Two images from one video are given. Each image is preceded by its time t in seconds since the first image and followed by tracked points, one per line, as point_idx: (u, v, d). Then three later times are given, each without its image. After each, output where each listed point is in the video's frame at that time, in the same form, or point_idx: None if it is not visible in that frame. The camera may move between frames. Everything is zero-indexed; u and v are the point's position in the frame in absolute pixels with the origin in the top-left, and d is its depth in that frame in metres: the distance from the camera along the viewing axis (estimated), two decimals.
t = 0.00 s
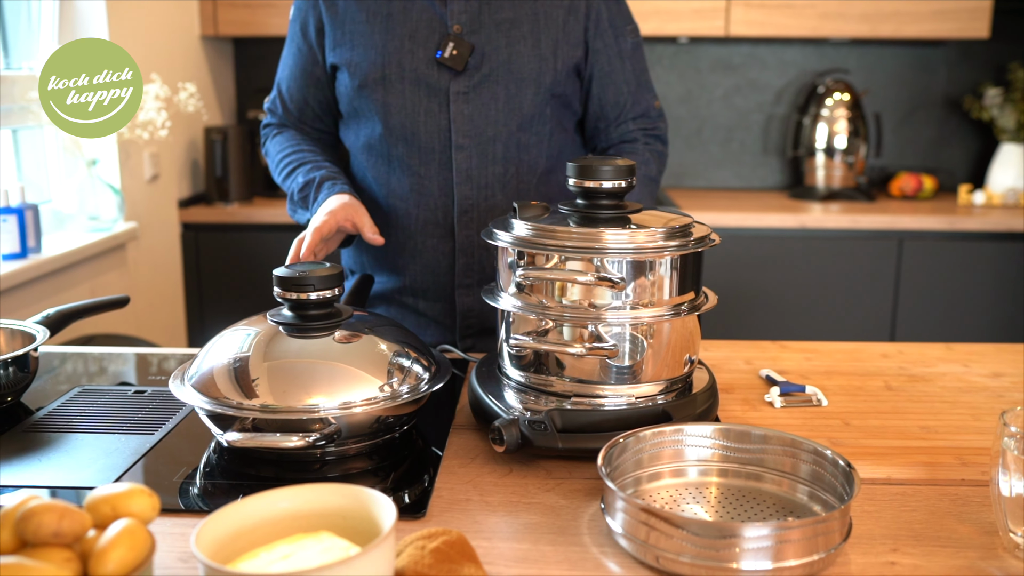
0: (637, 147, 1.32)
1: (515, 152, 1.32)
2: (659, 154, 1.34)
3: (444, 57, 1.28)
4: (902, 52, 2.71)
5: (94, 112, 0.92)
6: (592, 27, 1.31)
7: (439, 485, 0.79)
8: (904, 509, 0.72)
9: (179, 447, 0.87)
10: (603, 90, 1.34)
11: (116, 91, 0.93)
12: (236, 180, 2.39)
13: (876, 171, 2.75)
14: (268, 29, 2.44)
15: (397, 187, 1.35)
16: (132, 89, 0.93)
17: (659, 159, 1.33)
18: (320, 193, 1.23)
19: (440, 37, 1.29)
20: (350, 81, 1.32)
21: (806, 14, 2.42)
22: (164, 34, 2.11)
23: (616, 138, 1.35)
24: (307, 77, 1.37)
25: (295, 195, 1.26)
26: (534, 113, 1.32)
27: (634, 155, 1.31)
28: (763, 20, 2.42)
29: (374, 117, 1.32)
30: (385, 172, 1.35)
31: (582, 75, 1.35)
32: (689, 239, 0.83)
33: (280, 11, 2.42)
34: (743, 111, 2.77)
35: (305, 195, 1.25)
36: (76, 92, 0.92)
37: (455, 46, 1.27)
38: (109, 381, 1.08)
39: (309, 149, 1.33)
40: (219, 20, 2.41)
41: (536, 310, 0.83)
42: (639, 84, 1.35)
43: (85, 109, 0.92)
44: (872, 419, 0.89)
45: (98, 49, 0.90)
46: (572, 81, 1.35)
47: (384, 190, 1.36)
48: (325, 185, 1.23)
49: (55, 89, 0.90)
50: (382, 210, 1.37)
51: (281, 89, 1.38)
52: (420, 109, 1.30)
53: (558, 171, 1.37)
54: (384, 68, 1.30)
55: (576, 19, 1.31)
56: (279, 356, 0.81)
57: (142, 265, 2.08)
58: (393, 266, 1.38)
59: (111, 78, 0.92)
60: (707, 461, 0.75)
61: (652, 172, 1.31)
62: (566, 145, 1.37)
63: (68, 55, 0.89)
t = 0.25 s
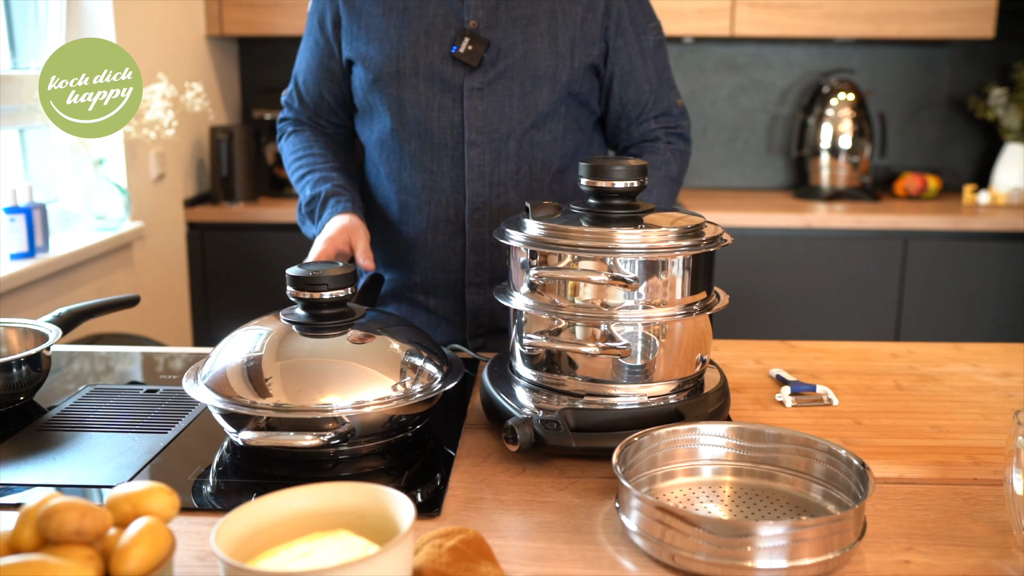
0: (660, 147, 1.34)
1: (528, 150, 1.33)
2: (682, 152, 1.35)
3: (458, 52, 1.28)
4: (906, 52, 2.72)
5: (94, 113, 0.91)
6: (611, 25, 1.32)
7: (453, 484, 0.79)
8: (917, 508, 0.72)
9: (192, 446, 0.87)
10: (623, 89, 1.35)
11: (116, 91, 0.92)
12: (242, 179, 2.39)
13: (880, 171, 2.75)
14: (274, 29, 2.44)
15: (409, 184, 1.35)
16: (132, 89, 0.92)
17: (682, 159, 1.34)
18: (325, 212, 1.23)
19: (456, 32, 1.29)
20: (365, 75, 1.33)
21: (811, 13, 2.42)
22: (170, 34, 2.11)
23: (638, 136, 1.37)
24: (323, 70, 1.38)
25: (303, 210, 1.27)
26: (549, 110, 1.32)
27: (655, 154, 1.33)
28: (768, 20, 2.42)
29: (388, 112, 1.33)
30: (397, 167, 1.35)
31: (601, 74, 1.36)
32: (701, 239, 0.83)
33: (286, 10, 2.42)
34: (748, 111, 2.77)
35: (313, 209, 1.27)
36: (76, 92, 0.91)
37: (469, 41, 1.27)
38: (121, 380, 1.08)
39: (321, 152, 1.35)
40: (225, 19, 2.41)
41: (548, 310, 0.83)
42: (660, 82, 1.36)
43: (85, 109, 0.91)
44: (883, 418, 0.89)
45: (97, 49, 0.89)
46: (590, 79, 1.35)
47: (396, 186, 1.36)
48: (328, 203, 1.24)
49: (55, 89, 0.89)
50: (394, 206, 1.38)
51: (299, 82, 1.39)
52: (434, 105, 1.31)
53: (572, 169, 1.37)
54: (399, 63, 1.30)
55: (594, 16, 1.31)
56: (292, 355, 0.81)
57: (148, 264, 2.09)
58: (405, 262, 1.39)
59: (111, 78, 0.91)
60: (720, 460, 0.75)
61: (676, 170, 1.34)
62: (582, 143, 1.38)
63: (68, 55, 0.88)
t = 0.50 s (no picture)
0: (672, 149, 1.34)
1: (543, 156, 1.33)
2: (692, 154, 1.35)
3: (474, 59, 1.28)
4: (913, 51, 2.72)
5: (94, 113, 0.91)
6: (625, 29, 1.32)
7: (470, 484, 0.79)
8: (935, 509, 0.72)
9: (208, 446, 0.87)
10: (636, 93, 1.35)
11: (116, 91, 0.91)
12: (249, 179, 2.39)
13: (887, 171, 2.75)
14: (281, 28, 2.44)
15: (424, 190, 1.35)
16: (132, 89, 0.91)
17: (694, 161, 1.34)
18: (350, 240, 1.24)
19: (471, 38, 1.30)
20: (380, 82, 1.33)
21: (818, 13, 2.42)
22: (177, 33, 2.11)
23: (650, 139, 1.37)
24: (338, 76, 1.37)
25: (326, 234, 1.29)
26: (564, 116, 1.33)
27: (667, 156, 1.33)
28: (775, 20, 2.42)
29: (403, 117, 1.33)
30: (412, 174, 1.36)
31: (614, 78, 1.36)
32: (717, 240, 0.83)
33: (293, 10, 2.42)
34: (755, 111, 2.77)
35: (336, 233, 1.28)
36: (76, 92, 0.90)
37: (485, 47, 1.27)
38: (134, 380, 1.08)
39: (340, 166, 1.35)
40: (232, 19, 2.41)
41: (564, 310, 0.83)
42: (673, 85, 1.36)
43: (85, 109, 0.90)
44: (898, 419, 0.89)
45: (98, 49, 0.89)
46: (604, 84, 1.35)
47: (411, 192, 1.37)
48: (353, 231, 1.25)
49: (55, 89, 0.88)
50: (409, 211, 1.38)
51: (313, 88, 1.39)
52: (449, 111, 1.31)
53: (586, 174, 1.38)
54: (414, 69, 1.31)
55: (608, 21, 1.31)
56: (308, 355, 0.81)
57: (155, 264, 2.09)
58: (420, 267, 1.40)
59: (111, 78, 0.91)
60: (739, 461, 0.75)
61: (688, 173, 1.34)
62: (595, 147, 1.38)
63: (68, 55, 0.87)
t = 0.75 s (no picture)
0: (679, 145, 1.33)
1: (556, 155, 1.32)
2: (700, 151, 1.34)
3: (487, 60, 1.28)
4: (924, 50, 2.70)
5: (94, 112, 0.91)
6: (636, 28, 1.31)
7: (490, 485, 0.79)
8: (961, 511, 0.72)
9: (226, 446, 0.87)
10: (647, 91, 1.34)
11: (116, 91, 0.91)
12: (259, 178, 2.39)
13: (898, 171, 2.74)
14: (291, 27, 2.43)
15: (438, 190, 1.35)
16: (132, 89, 0.91)
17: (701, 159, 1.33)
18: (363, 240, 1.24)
19: (484, 38, 1.29)
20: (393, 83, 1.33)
21: (829, 12, 2.41)
22: (187, 32, 2.11)
23: (657, 138, 1.36)
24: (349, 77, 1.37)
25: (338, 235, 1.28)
26: (577, 116, 1.32)
27: (676, 155, 1.32)
28: (786, 19, 2.41)
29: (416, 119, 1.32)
30: (426, 174, 1.35)
31: (625, 77, 1.35)
32: (738, 240, 0.82)
33: (303, 9, 2.42)
34: (765, 110, 2.76)
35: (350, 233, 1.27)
36: (76, 92, 0.90)
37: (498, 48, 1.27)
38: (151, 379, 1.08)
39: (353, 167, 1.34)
40: (242, 17, 2.41)
41: (584, 311, 0.82)
42: (683, 83, 1.35)
43: (85, 109, 0.91)
44: (920, 420, 0.88)
45: (98, 49, 0.89)
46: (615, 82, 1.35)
47: (424, 192, 1.36)
48: (365, 231, 1.24)
49: (55, 89, 0.88)
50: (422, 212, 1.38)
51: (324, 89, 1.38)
52: (463, 112, 1.30)
53: (599, 173, 1.37)
54: (427, 70, 1.30)
55: (620, 19, 1.31)
56: (326, 355, 0.81)
57: (166, 263, 2.09)
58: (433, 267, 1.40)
59: (111, 78, 0.91)
60: (762, 462, 0.75)
61: (693, 172, 1.32)
62: (606, 146, 1.38)
63: (68, 55, 0.87)
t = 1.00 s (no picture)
0: (695, 144, 1.32)
1: (565, 153, 1.32)
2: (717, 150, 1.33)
3: (496, 57, 1.27)
4: (940, 49, 2.69)
5: (94, 112, 0.90)
6: (647, 25, 1.31)
7: (511, 485, 0.79)
8: (987, 513, 0.71)
9: (245, 445, 0.87)
10: (659, 88, 1.34)
11: (116, 91, 0.91)
12: (273, 177, 2.39)
13: (913, 170, 2.72)
14: (305, 26, 2.44)
15: (448, 187, 1.35)
16: (132, 89, 0.91)
17: (717, 157, 1.33)
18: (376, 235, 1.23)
19: (493, 36, 1.29)
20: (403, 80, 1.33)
21: (844, 11, 2.40)
22: (202, 31, 2.12)
23: (672, 135, 1.35)
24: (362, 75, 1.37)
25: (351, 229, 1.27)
26: (587, 113, 1.32)
27: (692, 153, 1.31)
28: (801, 18, 2.40)
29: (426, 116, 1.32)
30: (436, 171, 1.35)
31: (636, 73, 1.35)
32: (760, 239, 0.82)
33: (317, 8, 2.42)
34: (779, 109, 2.75)
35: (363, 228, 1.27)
36: (76, 92, 0.89)
37: (507, 46, 1.26)
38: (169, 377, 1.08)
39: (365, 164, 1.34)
40: (256, 17, 2.41)
41: (604, 310, 0.82)
42: (696, 80, 1.34)
43: (85, 109, 0.90)
44: (942, 421, 0.87)
45: (98, 49, 0.89)
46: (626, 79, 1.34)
47: (434, 189, 1.36)
48: (380, 225, 1.23)
49: (54, 89, 0.87)
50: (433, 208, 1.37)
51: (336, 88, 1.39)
52: (472, 109, 1.30)
53: (610, 170, 1.37)
54: (437, 68, 1.30)
55: (631, 16, 1.30)
56: (346, 354, 0.80)
57: (180, 262, 2.09)
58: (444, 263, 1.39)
59: (111, 78, 0.90)
60: (786, 463, 0.74)
61: (711, 170, 1.32)
62: (618, 144, 1.37)
63: (68, 55, 0.87)
